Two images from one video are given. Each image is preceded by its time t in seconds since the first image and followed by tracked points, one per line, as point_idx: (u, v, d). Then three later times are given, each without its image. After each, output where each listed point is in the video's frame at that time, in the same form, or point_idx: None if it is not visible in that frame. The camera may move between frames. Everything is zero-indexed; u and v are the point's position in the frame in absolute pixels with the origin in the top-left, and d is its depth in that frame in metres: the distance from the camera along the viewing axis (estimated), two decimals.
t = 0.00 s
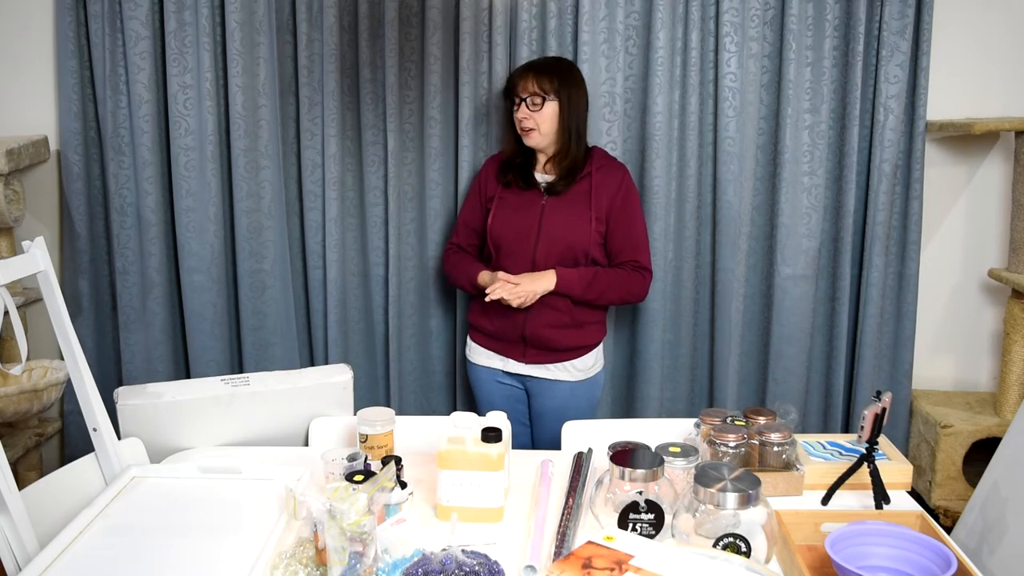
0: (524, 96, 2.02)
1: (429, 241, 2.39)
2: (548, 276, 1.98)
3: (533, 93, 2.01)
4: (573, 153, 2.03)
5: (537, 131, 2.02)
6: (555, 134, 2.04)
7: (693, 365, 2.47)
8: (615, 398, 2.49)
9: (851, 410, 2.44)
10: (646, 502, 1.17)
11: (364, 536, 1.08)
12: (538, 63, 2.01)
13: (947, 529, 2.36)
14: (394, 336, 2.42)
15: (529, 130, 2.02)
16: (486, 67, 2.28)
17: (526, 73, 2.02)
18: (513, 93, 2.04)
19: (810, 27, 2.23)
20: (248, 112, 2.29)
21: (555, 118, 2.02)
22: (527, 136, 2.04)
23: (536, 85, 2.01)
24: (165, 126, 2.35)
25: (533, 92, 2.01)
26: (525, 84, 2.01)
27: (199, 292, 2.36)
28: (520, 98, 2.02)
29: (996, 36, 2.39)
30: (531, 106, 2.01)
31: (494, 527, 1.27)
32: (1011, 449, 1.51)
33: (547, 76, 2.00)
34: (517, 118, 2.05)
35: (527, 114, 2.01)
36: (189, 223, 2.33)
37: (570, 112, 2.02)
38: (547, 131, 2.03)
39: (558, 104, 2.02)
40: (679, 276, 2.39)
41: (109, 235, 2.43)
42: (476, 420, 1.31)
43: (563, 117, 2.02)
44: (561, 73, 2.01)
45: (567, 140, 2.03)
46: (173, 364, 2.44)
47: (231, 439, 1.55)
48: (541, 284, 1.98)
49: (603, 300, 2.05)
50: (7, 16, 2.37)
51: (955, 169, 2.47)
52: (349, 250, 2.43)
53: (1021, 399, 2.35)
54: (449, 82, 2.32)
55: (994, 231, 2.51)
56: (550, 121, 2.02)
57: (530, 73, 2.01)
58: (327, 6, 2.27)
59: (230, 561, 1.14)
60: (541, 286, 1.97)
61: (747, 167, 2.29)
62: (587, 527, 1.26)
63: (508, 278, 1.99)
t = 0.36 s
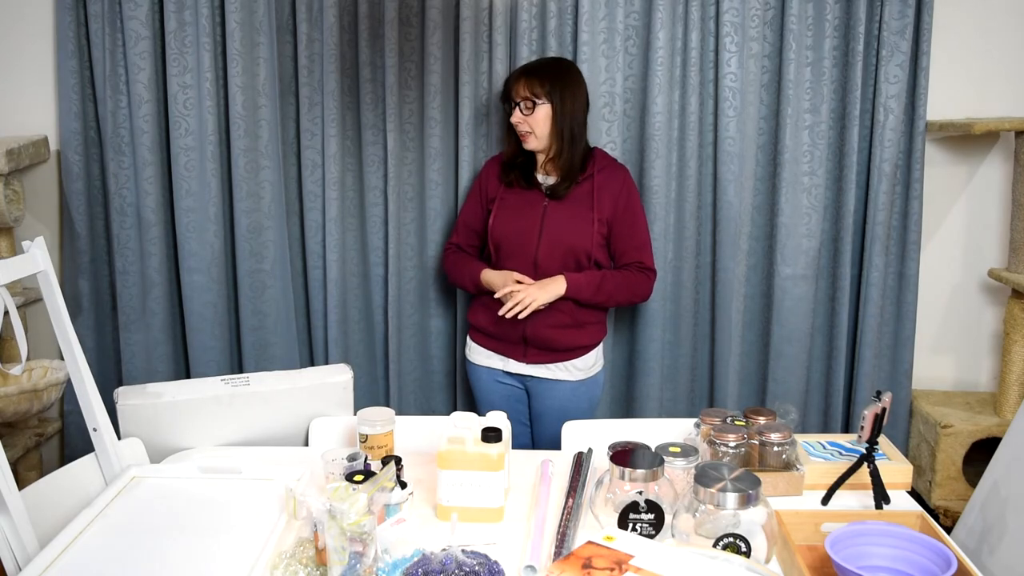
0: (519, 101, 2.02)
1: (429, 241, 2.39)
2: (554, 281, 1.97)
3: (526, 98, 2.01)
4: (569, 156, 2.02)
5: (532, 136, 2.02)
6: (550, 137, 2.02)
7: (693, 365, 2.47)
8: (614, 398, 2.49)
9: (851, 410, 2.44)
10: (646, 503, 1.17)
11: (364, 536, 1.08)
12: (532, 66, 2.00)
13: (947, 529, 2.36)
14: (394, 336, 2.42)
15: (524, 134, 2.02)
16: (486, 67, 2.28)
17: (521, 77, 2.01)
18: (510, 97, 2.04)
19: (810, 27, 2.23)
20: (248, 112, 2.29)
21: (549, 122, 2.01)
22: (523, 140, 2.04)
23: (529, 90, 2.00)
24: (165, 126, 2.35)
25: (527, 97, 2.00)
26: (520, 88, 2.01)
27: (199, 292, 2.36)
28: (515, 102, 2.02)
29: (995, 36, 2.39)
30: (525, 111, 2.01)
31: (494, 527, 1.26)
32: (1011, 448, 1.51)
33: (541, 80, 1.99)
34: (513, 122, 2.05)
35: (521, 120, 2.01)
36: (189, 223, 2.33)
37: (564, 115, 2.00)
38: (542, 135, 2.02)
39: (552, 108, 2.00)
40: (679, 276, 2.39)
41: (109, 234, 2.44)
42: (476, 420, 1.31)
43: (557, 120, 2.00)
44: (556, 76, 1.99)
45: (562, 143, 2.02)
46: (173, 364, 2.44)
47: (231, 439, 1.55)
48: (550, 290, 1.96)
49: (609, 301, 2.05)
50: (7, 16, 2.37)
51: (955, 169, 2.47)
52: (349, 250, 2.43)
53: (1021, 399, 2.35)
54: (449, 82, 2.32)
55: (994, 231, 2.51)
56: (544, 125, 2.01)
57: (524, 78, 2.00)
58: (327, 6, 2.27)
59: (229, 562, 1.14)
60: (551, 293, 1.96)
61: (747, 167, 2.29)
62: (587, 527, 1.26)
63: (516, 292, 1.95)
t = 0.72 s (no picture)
0: (520, 101, 2.01)
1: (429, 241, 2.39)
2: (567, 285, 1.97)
3: (528, 97, 2.00)
4: (572, 155, 2.02)
5: (534, 136, 2.01)
6: (553, 137, 2.02)
7: (693, 365, 2.47)
8: (615, 398, 2.49)
9: (851, 410, 2.44)
10: (646, 502, 1.17)
11: (364, 536, 1.08)
12: (533, 67, 2.00)
13: (947, 529, 2.36)
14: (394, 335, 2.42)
15: (526, 134, 2.01)
16: (486, 67, 2.28)
17: (521, 76, 2.01)
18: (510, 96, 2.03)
19: (810, 27, 2.23)
20: (248, 112, 2.29)
21: (551, 122, 2.01)
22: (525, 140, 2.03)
23: (531, 89, 2.00)
24: (165, 126, 2.35)
25: (529, 97, 2.00)
26: (521, 88, 2.00)
27: (199, 292, 2.36)
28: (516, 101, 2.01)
29: (995, 36, 2.39)
30: (527, 110, 2.00)
31: (494, 527, 1.26)
32: (1012, 449, 1.51)
33: (543, 80, 1.98)
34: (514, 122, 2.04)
35: (523, 119, 2.00)
36: (189, 223, 2.33)
37: (566, 114, 2.00)
38: (544, 135, 2.01)
39: (554, 108, 2.00)
40: (679, 275, 2.39)
41: (109, 235, 2.43)
42: (476, 420, 1.31)
43: (560, 119, 2.00)
44: (558, 75, 1.99)
45: (564, 141, 2.02)
46: (173, 364, 2.44)
47: (231, 439, 1.55)
48: (563, 292, 1.96)
49: (615, 299, 2.06)
50: (7, 16, 2.37)
51: (955, 169, 2.47)
52: (349, 250, 2.43)
53: (1021, 399, 2.35)
54: (449, 82, 2.32)
55: (994, 232, 2.51)
56: (547, 124, 2.01)
57: (526, 77, 2.00)
58: (327, 6, 2.27)
59: (229, 562, 1.14)
60: (564, 295, 1.95)
61: (747, 167, 2.29)
62: (587, 527, 1.26)
63: (532, 304, 1.93)
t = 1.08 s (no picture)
0: (519, 103, 2.00)
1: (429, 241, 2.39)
2: (584, 279, 2.01)
3: (529, 98, 1.99)
4: (573, 155, 2.04)
5: (536, 136, 2.01)
6: (553, 136, 2.03)
7: (693, 365, 2.47)
8: (615, 399, 2.49)
9: (851, 410, 2.44)
10: (647, 503, 1.17)
11: (364, 536, 1.08)
12: (530, 67, 2.00)
13: (947, 529, 2.36)
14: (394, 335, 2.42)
15: (528, 134, 2.00)
16: (486, 67, 2.28)
17: (520, 77, 1.99)
18: (508, 98, 2.00)
19: (810, 27, 2.23)
20: (248, 112, 2.29)
21: (551, 121, 2.01)
22: (524, 141, 2.02)
23: (532, 90, 1.99)
24: (165, 126, 2.35)
25: (530, 97, 1.99)
26: (521, 89, 1.99)
27: (199, 292, 2.36)
28: (516, 103, 1.99)
29: (995, 36, 2.39)
30: (530, 111, 1.99)
31: (494, 527, 1.26)
32: (1012, 448, 1.51)
33: (543, 80, 1.98)
34: (513, 123, 2.02)
35: (526, 120, 1.99)
36: (189, 223, 2.33)
37: (566, 113, 2.02)
38: (545, 134, 2.02)
39: (554, 107, 2.01)
40: (679, 275, 2.39)
41: (109, 235, 2.43)
42: (476, 420, 1.31)
43: (560, 118, 2.02)
44: (556, 74, 2.01)
45: (564, 140, 2.03)
46: (173, 364, 2.45)
47: (230, 439, 1.55)
48: (581, 289, 1.99)
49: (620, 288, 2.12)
50: (8, 16, 2.37)
51: (955, 169, 2.47)
52: (349, 250, 2.43)
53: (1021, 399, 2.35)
54: (449, 82, 2.32)
55: (995, 232, 2.51)
56: (548, 124, 2.01)
57: (527, 78, 1.98)
58: (327, 6, 2.27)
59: (229, 562, 1.14)
60: (583, 291, 1.99)
61: (747, 167, 2.29)
62: (588, 527, 1.26)
63: (553, 309, 1.95)
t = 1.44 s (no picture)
0: (515, 104, 2.01)
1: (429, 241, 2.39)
2: (590, 277, 2.06)
3: (525, 99, 2.00)
4: (567, 156, 2.06)
5: (532, 137, 2.02)
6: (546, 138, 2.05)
7: (693, 365, 2.47)
8: (614, 399, 2.49)
9: (851, 410, 2.44)
10: (646, 503, 1.17)
11: (364, 536, 1.08)
12: (523, 69, 2.01)
13: (947, 529, 2.36)
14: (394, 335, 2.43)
15: (523, 135, 2.01)
16: (486, 67, 2.29)
17: (515, 79, 2.00)
18: (504, 99, 2.01)
19: (810, 27, 2.23)
20: (248, 112, 2.29)
21: (546, 121, 2.03)
22: (520, 142, 2.03)
23: (528, 90, 2.00)
24: (165, 126, 2.35)
25: (526, 98, 2.00)
26: (517, 90, 2.00)
27: (199, 292, 2.36)
28: (512, 104, 2.00)
29: (994, 36, 2.39)
30: (526, 111, 2.00)
31: (494, 527, 1.26)
32: (1011, 448, 1.51)
33: (538, 80, 2.00)
34: (509, 125, 2.02)
35: (522, 121, 2.00)
36: (189, 223, 2.33)
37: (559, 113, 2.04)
38: (540, 134, 2.03)
39: (549, 108, 2.03)
40: (679, 275, 2.39)
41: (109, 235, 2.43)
42: (476, 420, 1.31)
43: (554, 120, 2.04)
44: (548, 76, 2.03)
45: (558, 142, 2.05)
46: (173, 364, 2.45)
47: (230, 439, 1.55)
48: (587, 287, 2.03)
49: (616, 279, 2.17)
50: (8, 17, 2.37)
51: (955, 168, 2.47)
52: (349, 250, 2.43)
53: (1021, 399, 2.35)
54: (449, 82, 2.33)
55: (995, 232, 2.51)
56: (543, 125, 2.03)
57: (523, 79, 2.00)
58: (327, 6, 2.27)
59: (229, 562, 1.14)
60: (590, 289, 2.04)
61: (747, 168, 2.29)
62: (588, 527, 1.26)
63: (567, 312, 2.00)
